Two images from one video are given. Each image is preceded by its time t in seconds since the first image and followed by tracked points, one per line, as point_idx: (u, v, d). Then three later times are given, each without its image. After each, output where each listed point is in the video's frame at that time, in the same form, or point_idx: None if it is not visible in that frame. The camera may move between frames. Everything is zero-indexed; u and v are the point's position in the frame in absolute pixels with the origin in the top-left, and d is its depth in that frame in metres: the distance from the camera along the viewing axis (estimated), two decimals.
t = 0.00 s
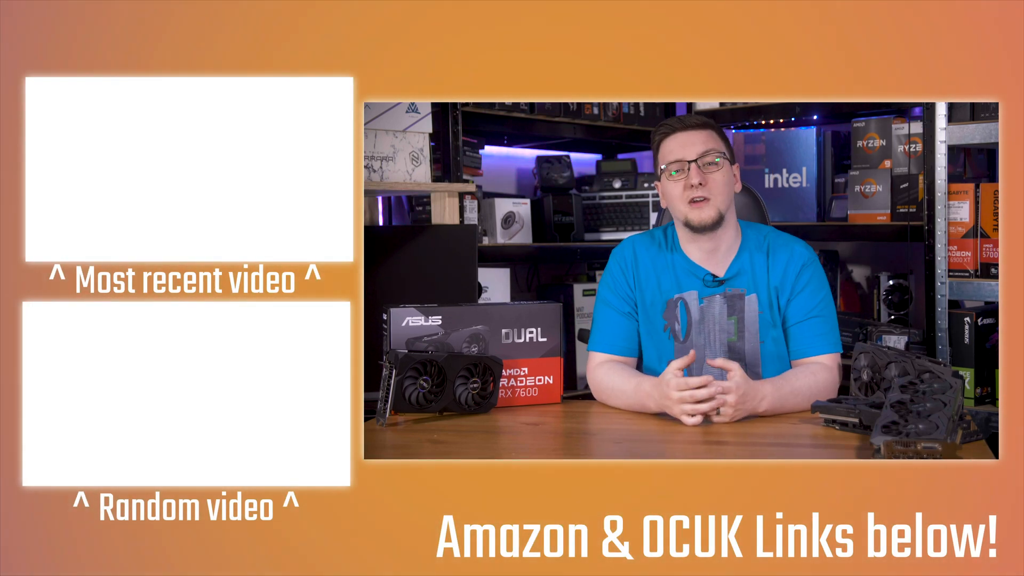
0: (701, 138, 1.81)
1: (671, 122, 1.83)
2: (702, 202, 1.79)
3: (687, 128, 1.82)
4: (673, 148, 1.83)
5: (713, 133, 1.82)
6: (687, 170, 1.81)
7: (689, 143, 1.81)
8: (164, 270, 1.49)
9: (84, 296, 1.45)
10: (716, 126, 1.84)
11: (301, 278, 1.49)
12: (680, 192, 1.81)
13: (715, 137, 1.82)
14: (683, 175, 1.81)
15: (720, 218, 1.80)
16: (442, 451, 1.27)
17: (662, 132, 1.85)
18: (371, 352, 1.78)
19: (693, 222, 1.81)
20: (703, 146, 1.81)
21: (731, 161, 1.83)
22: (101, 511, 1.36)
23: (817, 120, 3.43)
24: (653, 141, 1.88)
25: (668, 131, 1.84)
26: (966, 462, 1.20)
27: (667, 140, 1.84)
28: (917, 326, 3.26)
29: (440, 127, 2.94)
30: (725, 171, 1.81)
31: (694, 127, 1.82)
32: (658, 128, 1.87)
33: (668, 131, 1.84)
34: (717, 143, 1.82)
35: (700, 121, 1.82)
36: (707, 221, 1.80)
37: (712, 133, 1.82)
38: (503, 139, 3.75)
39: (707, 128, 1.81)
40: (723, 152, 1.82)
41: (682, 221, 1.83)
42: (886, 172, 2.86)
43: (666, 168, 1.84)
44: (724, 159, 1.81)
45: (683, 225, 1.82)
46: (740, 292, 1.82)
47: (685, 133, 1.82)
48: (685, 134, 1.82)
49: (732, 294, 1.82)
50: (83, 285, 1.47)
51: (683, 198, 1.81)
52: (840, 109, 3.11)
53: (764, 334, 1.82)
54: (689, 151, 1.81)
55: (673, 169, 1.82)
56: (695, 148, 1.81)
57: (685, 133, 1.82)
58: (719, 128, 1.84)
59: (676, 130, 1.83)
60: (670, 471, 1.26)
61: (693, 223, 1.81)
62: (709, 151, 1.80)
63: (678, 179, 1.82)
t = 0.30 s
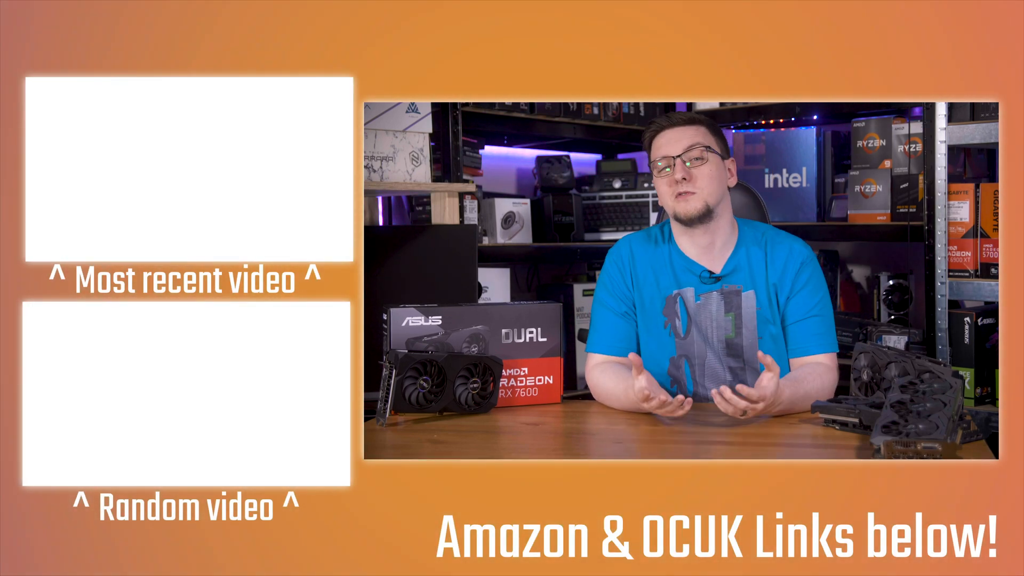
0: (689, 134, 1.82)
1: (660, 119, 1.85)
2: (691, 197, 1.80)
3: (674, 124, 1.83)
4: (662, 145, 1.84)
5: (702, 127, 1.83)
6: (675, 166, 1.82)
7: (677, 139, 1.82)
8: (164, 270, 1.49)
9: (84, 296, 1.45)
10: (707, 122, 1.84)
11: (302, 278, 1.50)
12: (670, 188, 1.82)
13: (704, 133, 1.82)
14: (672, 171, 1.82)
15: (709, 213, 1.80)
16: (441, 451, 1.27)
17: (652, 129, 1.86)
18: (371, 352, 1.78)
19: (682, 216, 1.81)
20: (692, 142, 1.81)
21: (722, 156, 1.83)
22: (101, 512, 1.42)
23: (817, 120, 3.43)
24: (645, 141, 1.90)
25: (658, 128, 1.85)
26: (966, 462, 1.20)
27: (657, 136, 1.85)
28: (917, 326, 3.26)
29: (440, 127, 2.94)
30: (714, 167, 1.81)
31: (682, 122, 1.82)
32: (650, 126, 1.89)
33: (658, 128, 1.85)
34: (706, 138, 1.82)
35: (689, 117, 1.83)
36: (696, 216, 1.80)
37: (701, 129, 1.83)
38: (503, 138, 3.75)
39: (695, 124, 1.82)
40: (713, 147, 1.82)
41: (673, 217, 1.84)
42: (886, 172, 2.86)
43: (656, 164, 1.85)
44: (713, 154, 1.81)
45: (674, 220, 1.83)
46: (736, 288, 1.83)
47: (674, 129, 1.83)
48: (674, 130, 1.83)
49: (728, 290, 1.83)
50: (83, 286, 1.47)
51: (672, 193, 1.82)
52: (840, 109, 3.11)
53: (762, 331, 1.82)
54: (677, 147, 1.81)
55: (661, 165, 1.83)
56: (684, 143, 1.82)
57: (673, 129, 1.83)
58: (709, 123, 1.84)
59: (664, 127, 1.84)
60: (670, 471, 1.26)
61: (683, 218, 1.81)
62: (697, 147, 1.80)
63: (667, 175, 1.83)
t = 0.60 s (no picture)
0: (688, 140, 1.80)
1: (657, 124, 1.83)
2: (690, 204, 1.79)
3: (672, 130, 1.81)
4: (660, 151, 1.83)
5: (701, 133, 1.82)
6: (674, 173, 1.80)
7: (676, 145, 1.81)
8: (164, 270, 1.49)
9: (84, 296, 1.45)
10: (704, 127, 1.83)
11: (301, 278, 1.50)
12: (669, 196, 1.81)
13: (702, 138, 1.81)
14: (671, 178, 1.80)
15: (709, 220, 1.80)
16: (441, 451, 1.27)
17: (649, 134, 1.84)
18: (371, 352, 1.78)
19: (682, 224, 1.81)
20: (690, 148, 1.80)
21: (720, 162, 1.83)
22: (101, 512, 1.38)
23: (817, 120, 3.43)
24: (641, 146, 1.88)
25: (655, 134, 1.83)
26: (966, 462, 1.20)
27: (654, 142, 1.84)
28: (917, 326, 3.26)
29: (440, 127, 2.94)
30: (713, 173, 1.81)
31: (681, 129, 1.81)
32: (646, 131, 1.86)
33: (655, 133, 1.83)
34: (705, 144, 1.81)
35: (687, 123, 1.81)
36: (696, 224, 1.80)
37: (699, 134, 1.81)
38: (503, 139, 3.75)
39: (694, 130, 1.80)
40: (711, 153, 1.81)
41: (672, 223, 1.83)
42: (886, 171, 2.86)
43: (654, 170, 1.83)
44: (712, 161, 1.80)
45: (673, 227, 1.82)
46: (734, 292, 1.83)
47: (672, 136, 1.81)
48: (672, 137, 1.81)
49: (725, 293, 1.83)
50: (83, 285, 1.47)
51: (671, 200, 1.81)
52: (840, 109, 3.11)
53: (759, 334, 1.83)
54: (676, 154, 1.80)
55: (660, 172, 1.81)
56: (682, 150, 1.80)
57: (671, 136, 1.81)
58: (706, 128, 1.83)
59: (662, 133, 1.82)
60: (670, 471, 1.26)
61: (681, 225, 1.81)
62: (696, 153, 1.79)
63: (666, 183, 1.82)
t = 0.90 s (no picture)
0: (705, 158, 1.73)
1: (673, 137, 1.73)
2: (703, 224, 1.76)
3: (688, 146, 1.73)
4: (675, 166, 1.74)
5: (717, 149, 1.74)
6: (690, 192, 1.74)
7: (693, 163, 1.73)
8: (164, 270, 1.49)
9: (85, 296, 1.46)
10: (719, 139, 1.75)
11: (301, 278, 1.50)
12: (681, 214, 1.76)
13: (718, 155, 1.74)
14: (686, 197, 1.74)
15: (719, 239, 1.78)
16: (441, 451, 1.27)
17: (663, 145, 1.75)
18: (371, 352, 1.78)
19: (692, 241, 1.78)
20: (708, 167, 1.73)
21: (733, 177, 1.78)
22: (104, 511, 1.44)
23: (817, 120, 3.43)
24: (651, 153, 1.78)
25: (670, 146, 1.74)
26: (966, 462, 1.20)
27: (668, 155, 1.74)
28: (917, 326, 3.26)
29: (440, 127, 2.94)
30: (728, 192, 1.76)
31: (697, 145, 1.72)
32: (657, 140, 1.76)
33: (670, 146, 1.74)
34: (721, 162, 1.74)
35: (705, 139, 1.73)
36: (707, 242, 1.78)
37: (715, 150, 1.74)
38: (503, 138, 3.75)
39: (711, 148, 1.73)
40: (727, 171, 1.75)
41: (679, 238, 1.80)
42: (886, 172, 2.86)
43: (667, 184, 1.76)
44: (727, 180, 1.75)
45: (681, 243, 1.80)
46: (734, 297, 1.83)
47: (687, 151, 1.73)
48: (688, 153, 1.73)
49: (725, 299, 1.83)
50: (83, 286, 1.48)
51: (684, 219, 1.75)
52: (840, 109, 3.11)
53: (759, 337, 1.83)
54: (693, 173, 1.72)
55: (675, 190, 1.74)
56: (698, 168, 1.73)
57: (688, 152, 1.73)
58: (721, 142, 1.75)
59: (677, 147, 1.73)
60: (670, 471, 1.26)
61: (691, 241, 1.78)
62: (714, 173, 1.73)
63: (679, 200, 1.75)
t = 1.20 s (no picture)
0: (702, 167, 1.71)
1: (669, 146, 1.71)
2: (701, 232, 1.75)
3: (685, 155, 1.70)
4: (672, 175, 1.72)
5: (715, 156, 1.72)
6: (687, 201, 1.73)
7: (689, 172, 1.71)
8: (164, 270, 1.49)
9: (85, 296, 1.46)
10: (716, 146, 1.73)
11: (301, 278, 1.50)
12: (678, 222, 1.75)
13: (715, 163, 1.72)
14: (683, 205, 1.73)
15: (718, 246, 1.77)
16: (441, 451, 1.27)
17: (660, 154, 1.73)
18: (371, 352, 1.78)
19: (690, 247, 1.78)
20: (704, 176, 1.71)
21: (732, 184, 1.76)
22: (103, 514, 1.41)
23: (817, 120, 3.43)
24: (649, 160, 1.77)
25: (666, 155, 1.72)
26: (966, 462, 1.20)
27: (665, 164, 1.73)
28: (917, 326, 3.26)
29: (440, 127, 2.94)
30: (726, 199, 1.74)
31: (694, 154, 1.70)
32: (655, 147, 1.74)
33: (666, 155, 1.72)
34: (719, 170, 1.72)
35: (701, 147, 1.71)
36: (705, 249, 1.78)
37: (713, 158, 1.71)
38: (503, 138, 3.75)
39: (708, 156, 1.70)
40: (725, 178, 1.73)
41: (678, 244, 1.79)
42: (886, 172, 2.86)
43: (664, 193, 1.74)
44: (725, 188, 1.73)
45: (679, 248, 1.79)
46: (739, 299, 1.82)
47: (684, 160, 1.71)
48: (685, 162, 1.71)
49: (729, 300, 1.82)
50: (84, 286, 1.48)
51: (682, 228, 1.75)
52: (840, 109, 3.11)
53: (764, 338, 1.82)
54: (689, 183, 1.71)
55: (672, 199, 1.73)
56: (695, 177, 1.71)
57: (684, 161, 1.71)
58: (718, 149, 1.73)
59: (674, 156, 1.71)
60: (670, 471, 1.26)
61: (689, 248, 1.78)
62: (711, 182, 1.71)
63: (677, 208, 1.74)
